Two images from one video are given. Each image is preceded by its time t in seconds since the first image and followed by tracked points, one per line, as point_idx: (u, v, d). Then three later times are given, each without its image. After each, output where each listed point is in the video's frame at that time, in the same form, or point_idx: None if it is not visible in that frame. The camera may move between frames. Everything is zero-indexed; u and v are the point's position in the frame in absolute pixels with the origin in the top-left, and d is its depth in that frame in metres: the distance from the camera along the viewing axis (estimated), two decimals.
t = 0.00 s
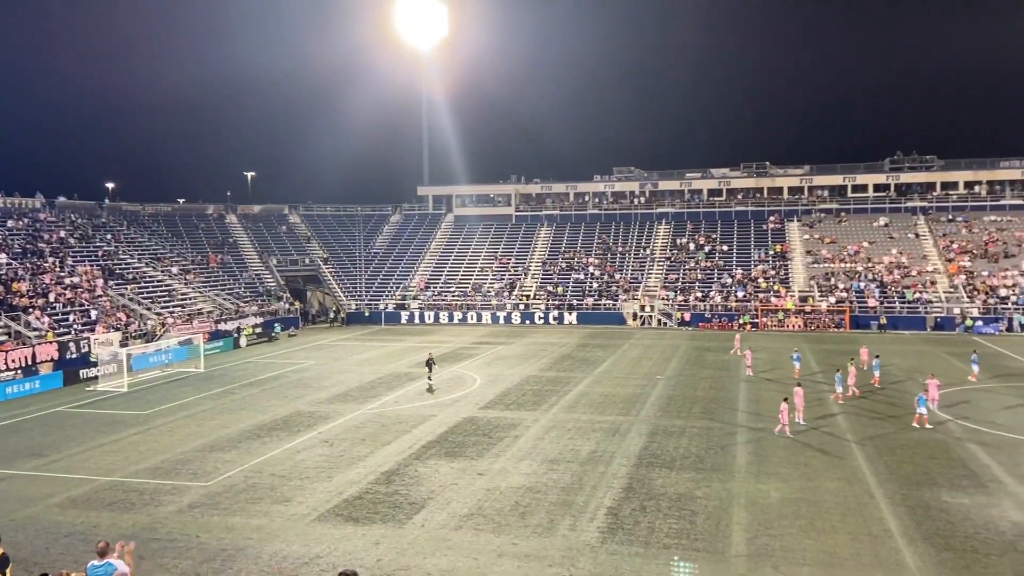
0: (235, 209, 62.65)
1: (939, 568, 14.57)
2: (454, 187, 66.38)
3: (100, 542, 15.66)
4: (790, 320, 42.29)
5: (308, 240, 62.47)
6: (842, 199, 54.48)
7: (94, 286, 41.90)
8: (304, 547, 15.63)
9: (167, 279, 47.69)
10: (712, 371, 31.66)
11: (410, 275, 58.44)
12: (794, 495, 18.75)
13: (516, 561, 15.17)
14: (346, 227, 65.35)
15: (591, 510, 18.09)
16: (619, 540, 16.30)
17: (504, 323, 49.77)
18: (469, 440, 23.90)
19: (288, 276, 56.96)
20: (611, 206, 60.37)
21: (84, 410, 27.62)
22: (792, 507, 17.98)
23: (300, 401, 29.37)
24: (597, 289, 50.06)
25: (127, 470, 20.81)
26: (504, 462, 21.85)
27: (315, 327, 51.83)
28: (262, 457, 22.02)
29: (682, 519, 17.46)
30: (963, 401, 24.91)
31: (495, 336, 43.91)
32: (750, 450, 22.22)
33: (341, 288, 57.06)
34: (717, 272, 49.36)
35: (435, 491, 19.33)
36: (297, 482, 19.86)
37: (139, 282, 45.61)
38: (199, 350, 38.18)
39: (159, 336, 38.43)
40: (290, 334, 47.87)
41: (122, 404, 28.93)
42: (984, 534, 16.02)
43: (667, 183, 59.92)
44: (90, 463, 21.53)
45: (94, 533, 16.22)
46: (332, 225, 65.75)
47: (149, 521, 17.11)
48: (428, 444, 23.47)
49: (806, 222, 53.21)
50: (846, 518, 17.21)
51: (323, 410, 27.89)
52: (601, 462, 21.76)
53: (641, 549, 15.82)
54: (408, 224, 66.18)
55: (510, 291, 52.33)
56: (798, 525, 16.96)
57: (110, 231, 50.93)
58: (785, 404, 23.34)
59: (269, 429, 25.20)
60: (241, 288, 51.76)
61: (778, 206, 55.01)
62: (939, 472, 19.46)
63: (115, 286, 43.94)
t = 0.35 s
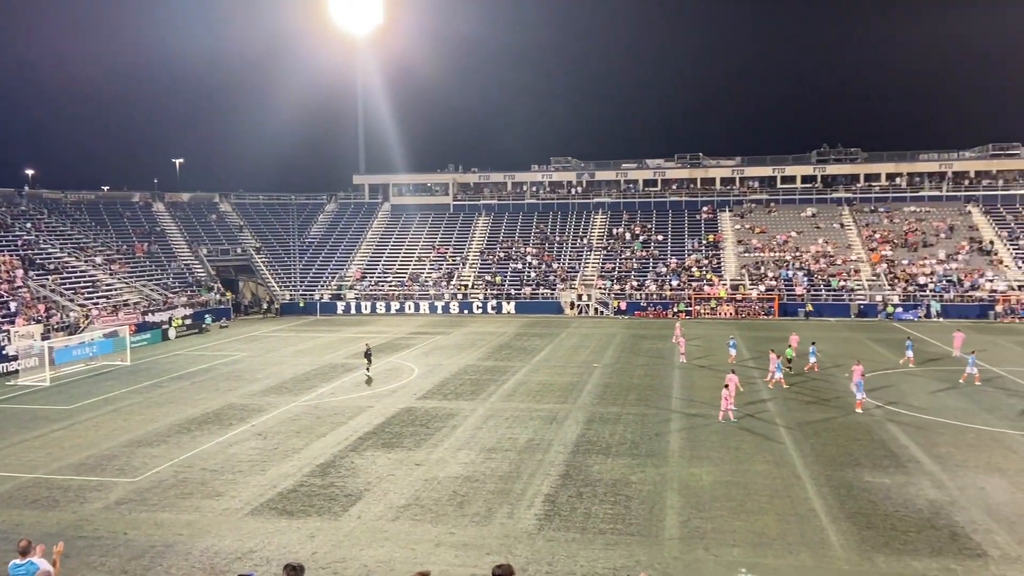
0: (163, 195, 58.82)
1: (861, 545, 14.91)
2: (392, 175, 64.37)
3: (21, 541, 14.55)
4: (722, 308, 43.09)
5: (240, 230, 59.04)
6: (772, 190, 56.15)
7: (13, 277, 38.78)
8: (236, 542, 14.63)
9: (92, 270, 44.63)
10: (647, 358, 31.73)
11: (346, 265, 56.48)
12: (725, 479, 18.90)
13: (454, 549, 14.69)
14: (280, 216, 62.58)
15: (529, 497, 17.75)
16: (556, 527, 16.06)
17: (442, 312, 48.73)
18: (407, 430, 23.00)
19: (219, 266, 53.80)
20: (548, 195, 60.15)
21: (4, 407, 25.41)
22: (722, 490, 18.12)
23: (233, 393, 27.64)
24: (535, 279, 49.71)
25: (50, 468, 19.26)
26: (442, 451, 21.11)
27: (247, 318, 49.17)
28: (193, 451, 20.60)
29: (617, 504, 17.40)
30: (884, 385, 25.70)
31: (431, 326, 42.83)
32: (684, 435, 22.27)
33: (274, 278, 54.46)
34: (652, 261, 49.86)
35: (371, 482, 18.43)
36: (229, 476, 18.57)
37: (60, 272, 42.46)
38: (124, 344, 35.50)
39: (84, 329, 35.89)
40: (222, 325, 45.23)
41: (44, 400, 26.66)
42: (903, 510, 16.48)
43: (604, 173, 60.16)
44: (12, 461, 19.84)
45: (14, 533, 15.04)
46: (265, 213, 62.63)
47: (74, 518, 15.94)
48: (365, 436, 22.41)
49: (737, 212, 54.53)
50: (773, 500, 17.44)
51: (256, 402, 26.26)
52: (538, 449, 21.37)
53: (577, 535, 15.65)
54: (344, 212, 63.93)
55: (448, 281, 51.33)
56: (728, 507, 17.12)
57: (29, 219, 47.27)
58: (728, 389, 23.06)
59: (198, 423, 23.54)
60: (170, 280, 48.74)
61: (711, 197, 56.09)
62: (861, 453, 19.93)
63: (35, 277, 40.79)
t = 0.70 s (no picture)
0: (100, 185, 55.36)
1: (801, 528, 15.14)
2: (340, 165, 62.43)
3: None
4: (669, 297, 43.58)
5: (182, 220, 55.76)
6: (716, 181, 57.13)
7: None
8: (177, 539, 13.66)
9: (25, 262, 42.19)
10: (595, 348, 31.65)
11: (291, 256, 54.51)
12: (671, 466, 18.95)
13: (402, 542, 14.21)
14: (221, 206, 59.51)
15: (478, 488, 17.38)
16: (506, 517, 15.76)
17: (391, 304, 47.55)
18: (354, 423, 22.23)
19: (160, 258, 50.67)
20: (497, 185, 59.60)
21: None
22: (668, 478, 18.15)
23: (175, 387, 26.13)
24: (484, 270, 49.21)
25: None
26: (390, 443, 20.46)
27: (189, 311, 46.73)
28: (133, 447, 19.27)
29: (566, 493, 17.24)
30: (825, 372, 26.29)
31: (378, 318, 41.70)
32: (631, 423, 22.24)
33: (217, 269, 51.81)
34: (600, 252, 50.08)
35: (317, 475, 17.63)
36: (170, 472, 17.39)
37: None
38: (61, 336, 32.89)
39: (16, 323, 34.02)
40: (163, 318, 42.75)
41: None
42: (841, 493, 16.82)
43: (552, 164, 59.90)
44: None
45: None
46: (207, 203, 59.75)
47: (8, 517, 14.73)
48: (312, 429, 21.49)
49: (683, 204, 55.29)
50: (718, 485, 17.57)
51: (198, 397, 24.83)
52: (488, 440, 21.00)
53: (526, 524, 15.40)
54: (289, 202, 61.71)
55: (396, 272, 50.18)
56: (674, 494, 17.17)
57: None
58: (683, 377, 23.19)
59: (139, 418, 22.13)
60: (108, 272, 45.96)
61: (657, 188, 56.68)
62: (801, 438, 20.31)
63: None
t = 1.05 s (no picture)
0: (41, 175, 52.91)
1: (749, 515, 15.27)
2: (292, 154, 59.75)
3: None
4: (621, 289, 43.81)
5: (127, 212, 52.97)
6: (667, 174, 57.82)
7: None
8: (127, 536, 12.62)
9: None
10: (549, 340, 31.48)
11: (240, 248, 52.42)
12: (624, 455, 18.91)
13: (355, 536, 14.06)
14: (167, 197, 56.51)
15: (431, 481, 17.11)
16: (458, 509, 15.52)
17: (343, 297, 46.20)
18: (306, 417, 21.49)
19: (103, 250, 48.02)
20: (451, 177, 58.88)
21: None
22: (621, 467, 18.10)
23: (121, 383, 24.72)
24: (438, 262, 48.57)
25: None
26: (343, 437, 19.99)
27: (135, 305, 44.41)
28: (76, 445, 17.97)
29: (520, 484, 17.06)
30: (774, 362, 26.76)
31: (330, 311, 40.47)
32: (584, 414, 22.15)
33: (164, 262, 49.29)
34: (554, 244, 50.06)
35: (266, 472, 17.06)
36: (119, 469, 16.21)
37: None
38: None
39: None
40: (107, 312, 40.38)
41: None
42: (788, 480, 17.07)
43: (506, 157, 59.48)
44: None
45: None
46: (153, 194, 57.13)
47: None
48: (263, 423, 20.63)
49: (636, 196, 55.78)
50: (670, 474, 17.61)
51: (143, 392, 23.49)
52: (442, 432, 20.64)
53: (480, 516, 15.19)
54: (238, 193, 59.51)
55: (348, 264, 48.97)
56: (627, 483, 17.14)
57: None
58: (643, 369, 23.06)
59: (82, 414, 20.82)
60: (49, 265, 43.95)
61: (609, 180, 57.03)
62: (750, 427, 20.56)
63: None
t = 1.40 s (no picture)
0: None
1: (698, 502, 15.43)
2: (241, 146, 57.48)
3: None
4: (574, 282, 43.88)
5: (69, 204, 50.25)
6: (620, 168, 58.35)
7: None
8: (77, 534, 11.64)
9: None
10: (503, 332, 31.22)
11: (187, 240, 50.19)
12: (576, 446, 18.87)
13: (307, 531, 13.94)
14: (110, 189, 53.93)
15: (384, 475, 16.99)
16: (412, 503, 15.42)
17: (295, 291, 44.54)
18: (255, 412, 20.92)
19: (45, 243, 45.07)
20: (404, 170, 57.86)
21: None
22: (574, 458, 18.06)
23: (61, 379, 23.23)
24: (391, 255, 47.64)
25: None
26: (294, 432, 19.77)
27: (77, 299, 41.85)
28: (13, 444, 16.64)
29: (473, 476, 16.88)
30: (725, 353, 27.18)
31: (281, 304, 39.11)
32: (537, 405, 22.04)
33: (109, 256, 46.80)
34: (508, 236, 49.74)
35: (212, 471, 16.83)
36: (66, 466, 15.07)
37: None
38: None
39: None
40: (48, 306, 37.94)
41: None
42: (736, 468, 17.33)
43: (459, 149, 58.71)
44: None
45: None
46: (96, 185, 54.14)
47: None
48: (209, 420, 20.09)
49: (589, 189, 56.16)
50: (622, 464, 17.67)
51: (86, 388, 22.11)
52: (394, 427, 20.29)
53: (432, 509, 15.06)
54: (186, 184, 56.98)
55: (300, 257, 47.49)
56: (579, 473, 17.10)
57: None
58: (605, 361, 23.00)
59: (20, 412, 19.42)
60: None
61: (563, 173, 57.08)
62: (700, 417, 20.81)
63: None
